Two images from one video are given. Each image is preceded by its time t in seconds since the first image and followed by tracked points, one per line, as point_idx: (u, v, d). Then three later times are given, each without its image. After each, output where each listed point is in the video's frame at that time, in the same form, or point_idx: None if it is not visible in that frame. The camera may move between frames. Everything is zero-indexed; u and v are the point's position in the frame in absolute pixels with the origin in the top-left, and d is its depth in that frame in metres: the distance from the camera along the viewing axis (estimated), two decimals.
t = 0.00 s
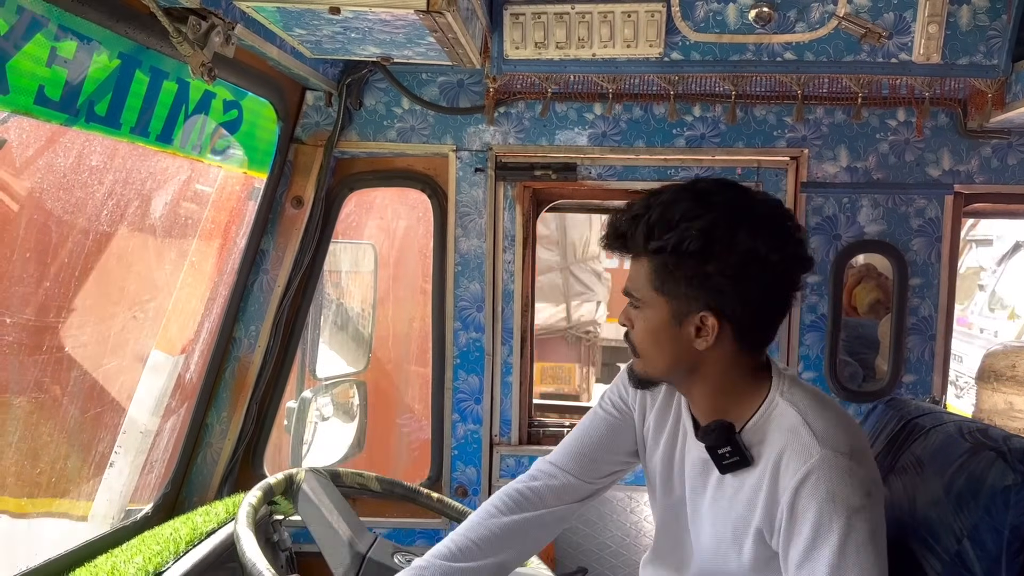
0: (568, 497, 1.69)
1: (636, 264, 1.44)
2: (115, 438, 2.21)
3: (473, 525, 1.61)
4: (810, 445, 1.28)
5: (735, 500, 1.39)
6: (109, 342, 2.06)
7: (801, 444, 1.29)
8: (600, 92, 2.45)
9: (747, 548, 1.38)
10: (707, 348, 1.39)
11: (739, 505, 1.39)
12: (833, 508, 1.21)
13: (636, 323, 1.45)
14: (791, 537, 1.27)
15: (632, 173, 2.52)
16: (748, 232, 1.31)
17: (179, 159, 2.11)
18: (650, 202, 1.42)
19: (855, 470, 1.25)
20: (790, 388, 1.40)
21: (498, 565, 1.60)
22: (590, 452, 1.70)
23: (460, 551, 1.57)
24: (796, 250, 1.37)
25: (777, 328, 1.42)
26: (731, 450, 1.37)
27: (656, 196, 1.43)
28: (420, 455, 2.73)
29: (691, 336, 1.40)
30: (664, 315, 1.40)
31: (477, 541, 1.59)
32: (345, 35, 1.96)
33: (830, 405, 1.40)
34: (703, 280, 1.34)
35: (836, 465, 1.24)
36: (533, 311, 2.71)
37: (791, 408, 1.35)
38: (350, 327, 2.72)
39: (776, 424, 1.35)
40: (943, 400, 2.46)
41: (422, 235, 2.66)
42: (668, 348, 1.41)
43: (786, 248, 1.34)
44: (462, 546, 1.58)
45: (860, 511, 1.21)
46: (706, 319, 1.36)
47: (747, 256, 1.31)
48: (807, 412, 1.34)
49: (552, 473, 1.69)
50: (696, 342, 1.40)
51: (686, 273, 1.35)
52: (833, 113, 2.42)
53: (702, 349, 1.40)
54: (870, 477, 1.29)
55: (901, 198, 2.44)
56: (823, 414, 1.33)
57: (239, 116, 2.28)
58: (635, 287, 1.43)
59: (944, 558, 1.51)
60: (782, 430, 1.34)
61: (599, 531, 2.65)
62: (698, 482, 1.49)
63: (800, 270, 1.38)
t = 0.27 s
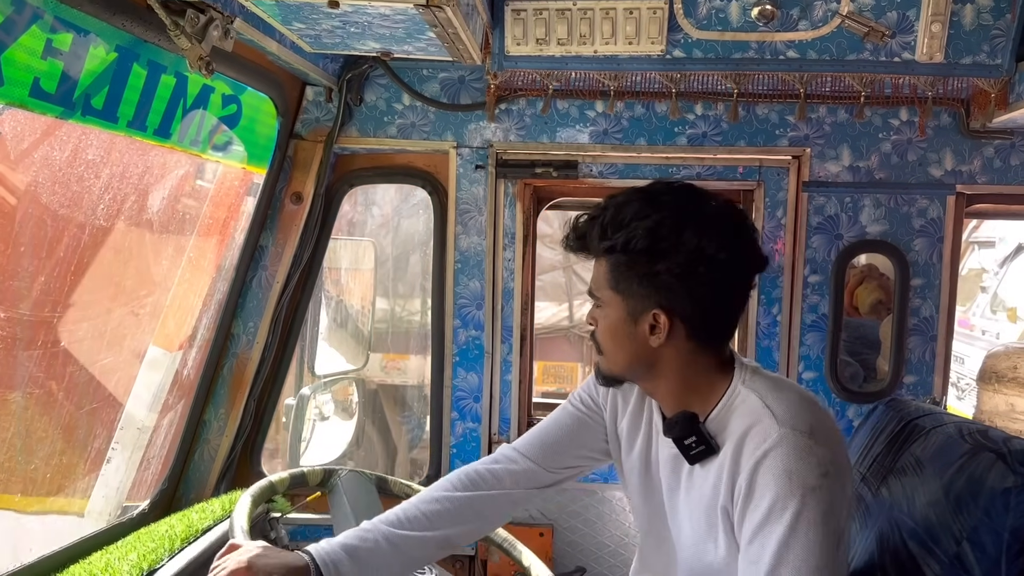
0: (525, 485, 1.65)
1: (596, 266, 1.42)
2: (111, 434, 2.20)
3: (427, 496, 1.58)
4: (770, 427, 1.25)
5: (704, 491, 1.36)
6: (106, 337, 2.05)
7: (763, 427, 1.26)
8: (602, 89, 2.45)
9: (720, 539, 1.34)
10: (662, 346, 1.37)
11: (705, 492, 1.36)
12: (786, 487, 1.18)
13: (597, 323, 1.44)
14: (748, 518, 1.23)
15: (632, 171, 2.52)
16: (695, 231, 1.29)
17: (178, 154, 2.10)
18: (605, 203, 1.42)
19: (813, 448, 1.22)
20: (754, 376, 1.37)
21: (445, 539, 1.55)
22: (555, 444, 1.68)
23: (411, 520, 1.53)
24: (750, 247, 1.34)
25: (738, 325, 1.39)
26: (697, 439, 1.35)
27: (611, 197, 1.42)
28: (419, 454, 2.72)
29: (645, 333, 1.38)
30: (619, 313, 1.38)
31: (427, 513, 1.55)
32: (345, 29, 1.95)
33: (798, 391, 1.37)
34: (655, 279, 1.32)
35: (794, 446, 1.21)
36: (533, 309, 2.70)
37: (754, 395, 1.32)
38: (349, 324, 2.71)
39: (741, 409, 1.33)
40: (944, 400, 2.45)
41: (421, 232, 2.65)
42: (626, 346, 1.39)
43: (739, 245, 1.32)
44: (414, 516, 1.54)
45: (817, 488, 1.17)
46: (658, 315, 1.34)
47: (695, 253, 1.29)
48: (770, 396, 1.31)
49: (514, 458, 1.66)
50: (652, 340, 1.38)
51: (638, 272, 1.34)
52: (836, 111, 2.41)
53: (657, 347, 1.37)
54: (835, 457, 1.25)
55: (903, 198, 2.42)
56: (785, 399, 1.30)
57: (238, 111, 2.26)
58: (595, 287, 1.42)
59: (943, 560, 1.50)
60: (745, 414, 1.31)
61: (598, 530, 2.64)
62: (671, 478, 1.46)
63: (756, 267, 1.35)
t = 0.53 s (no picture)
0: (500, 456, 1.78)
1: (597, 256, 1.44)
2: (110, 429, 2.19)
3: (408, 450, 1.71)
4: (743, 402, 1.29)
5: (678, 469, 1.40)
6: (104, 332, 2.04)
7: (737, 403, 1.30)
8: (604, 86, 2.45)
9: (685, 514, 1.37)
10: (669, 325, 1.41)
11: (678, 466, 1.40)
12: (746, 454, 1.21)
13: (600, 311, 1.45)
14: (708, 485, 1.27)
15: (633, 169, 2.50)
16: (698, 212, 1.39)
17: (178, 148, 2.09)
18: (600, 196, 1.49)
19: (784, 425, 1.25)
20: (739, 365, 1.41)
21: (414, 492, 1.66)
22: (536, 421, 1.80)
23: (385, 465, 1.66)
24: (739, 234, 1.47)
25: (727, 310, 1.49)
26: (677, 420, 1.37)
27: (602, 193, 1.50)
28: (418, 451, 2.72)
29: (654, 313, 1.41)
30: (628, 294, 1.41)
31: (404, 464, 1.67)
32: (346, 24, 1.94)
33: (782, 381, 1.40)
34: (667, 254, 1.38)
35: (762, 419, 1.24)
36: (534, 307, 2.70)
37: (737, 381, 1.35)
38: (349, 321, 2.71)
39: (720, 390, 1.37)
40: (944, 401, 2.45)
41: (422, 229, 2.64)
42: (635, 327, 1.41)
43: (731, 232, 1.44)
44: (388, 462, 1.67)
45: (777, 459, 1.20)
46: (670, 290, 1.38)
47: (701, 231, 1.38)
48: (752, 379, 1.35)
49: (493, 428, 1.80)
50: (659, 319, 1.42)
51: (649, 250, 1.38)
52: (838, 111, 2.41)
53: (664, 326, 1.42)
54: (806, 440, 1.27)
55: (905, 198, 2.42)
56: (769, 386, 1.33)
57: (239, 106, 2.25)
58: (598, 273, 1.44)
59: (942, 560, 1.49)
60: (724, 392, 1.35)
61: (597, 529, 2.63)
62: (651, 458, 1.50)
63: (743, 256, 1.48)
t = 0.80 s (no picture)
0: (503, 447, 1.78)
1: (594, 249, 1.46)
2: (110, 424, 2.18)
3: (415, 438, 1.74)
4: (729, 390, 1.30)
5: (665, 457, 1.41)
6: (104, 325, 2.03)
7: (723, 390, 1.32)
8: (606, 82, 2.43)
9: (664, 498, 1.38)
10: (659, 321, 1.42)
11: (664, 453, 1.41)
12: (719, 432, 1.22)
13: (594, 303, 1.47)
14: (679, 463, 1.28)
15: (635, 165, 2.50)
16: (693, 210, 1.38)
17: (179, 142, 2.09)
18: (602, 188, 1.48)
19: (763, 412, 1.25)
20: (736, 362, 1.42)
21: (418, 476, 1.71)
22: (541, 415, 1.79)
23: (392, 452, 1.70)
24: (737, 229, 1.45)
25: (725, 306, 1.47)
26: (668, 414, 1.38)
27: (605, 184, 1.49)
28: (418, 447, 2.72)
29: (644, 309, 1.42)
30: (619, 289, 1.42)
31: (409, 450, 1.72)
32: (349, 17, 1.93)
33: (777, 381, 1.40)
34: (657, 252, 1.38)
35: (742, 404, 1.26)
36: (534, 303, 2.69)
37: (727, 373, 1.36)
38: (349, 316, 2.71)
39: (710, 381, 1.38)
40: (945, 399, 2.45)
41: (423, 225, 2.64)
42: (625, 322, 1.43)
43: (729, 227, 1.42)
44: (395, 450, 1.71)
45: (749, 441, 1.21)
46: (658, 289, 1.39)
47: (695, 228, 1.37)
48: (745, 373, 1.36)
49: (498, 421, 1.80)
50: (649, 315, 1.43)
51: (640, 248, 1.39)
52: (842, 108, 2.40)
53: (654, 323, 1.42)
54: (786, 432, 1.27)
55: (908, 195, 2.41)
56: (759, 380, 1.33)
57: (240, 100, 2.25)
58: (593, 266, 1.45)
59: (943, 558, 1.49)
60: (715, 382, 1.36)
61: (597, 525, 2.63)
62: (645, 450, 1.51)
63: (740, 250, 1.46)
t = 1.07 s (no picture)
0: (506, 440, 1.79)
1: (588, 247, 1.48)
2: (112, 417, 2.18)
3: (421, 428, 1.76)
4: (720, 385, 1.31)
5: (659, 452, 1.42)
6: (107, 318, 2.03)
7: (714, 385, 1.32)
8: (610, 78, 2.43)
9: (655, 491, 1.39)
10: (648, 322, 1.42)
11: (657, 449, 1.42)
12: (707, 425, 1.23)
13: (588, 300, 1.49)
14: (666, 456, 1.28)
15: (638, 162, 2.49)
16: (681, 210, 1.36)
17: (182, 135, 2.09)
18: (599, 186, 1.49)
19: (752, 408, 1.25)
20: (730, 358, 1.42)
21: (421, 466, 1.72)
22: (545, 408, 1.80)
23: (397, 440, 1.72)
24: (733, 229, 1.41)
25: (721, 307, 1.44)
26: (664, 409, 1.40)
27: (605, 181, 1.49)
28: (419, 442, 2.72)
29: (633, 310, 1.42)
30: (609, 288, 1.43)
31: (414, 440, 1.73)
32: (354, 11, 1.93)
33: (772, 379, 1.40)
34: (644, 254, 1.38)
35: (732, 399, 1.26)
36: (537, 299, 2.70)
37: (719, 368, 1.37)
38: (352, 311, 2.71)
39: (703, 377, 1.39)
40: (947, 397, 2.45)
41: (425, 221, 2.64)
42: (614, 321, 1.44)
43: (721, 228, 1.39)
44: (400, 439, 1.73)
45: (737, 435, 1.21)
46: (644, 291, 1.38)
47: (682, 230, 1.35)
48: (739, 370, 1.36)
49: (503, 413, 1.81)
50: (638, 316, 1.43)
51: (627, 248, 1.39)
52: (845, 105, 2.39)
53: (642, 323, 1.42)
54: (776, 429, 1.27)
55: (911, 193, 2.41)
56: (753, 376, 1.33)
57: (243, 94, 2.25)
58: (587, 265, 1.47)
59: (945, 555, 1.49)
60: (708, 377, 1.37)
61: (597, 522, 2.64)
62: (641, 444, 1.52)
63: (735, 250, 1.42)
